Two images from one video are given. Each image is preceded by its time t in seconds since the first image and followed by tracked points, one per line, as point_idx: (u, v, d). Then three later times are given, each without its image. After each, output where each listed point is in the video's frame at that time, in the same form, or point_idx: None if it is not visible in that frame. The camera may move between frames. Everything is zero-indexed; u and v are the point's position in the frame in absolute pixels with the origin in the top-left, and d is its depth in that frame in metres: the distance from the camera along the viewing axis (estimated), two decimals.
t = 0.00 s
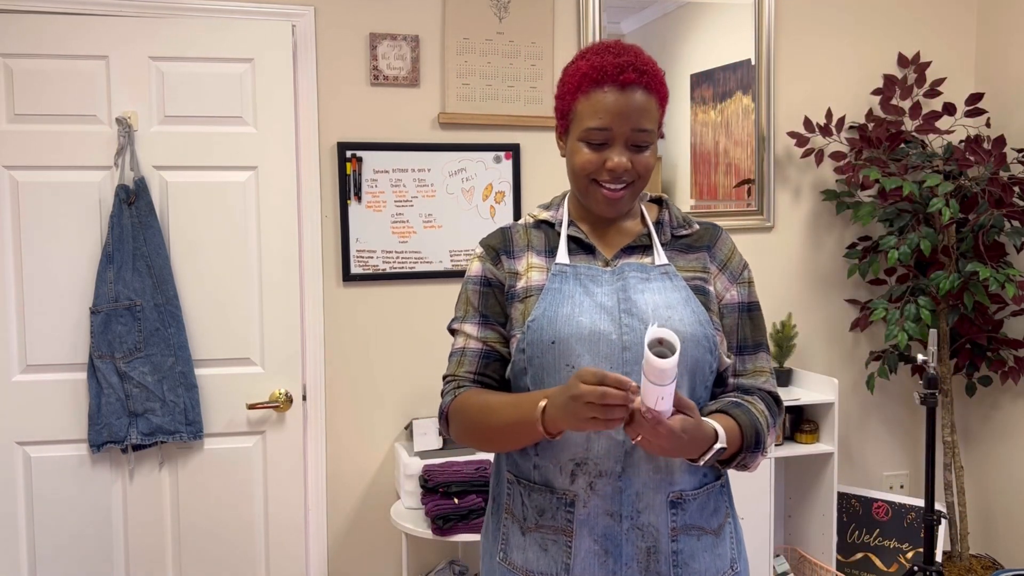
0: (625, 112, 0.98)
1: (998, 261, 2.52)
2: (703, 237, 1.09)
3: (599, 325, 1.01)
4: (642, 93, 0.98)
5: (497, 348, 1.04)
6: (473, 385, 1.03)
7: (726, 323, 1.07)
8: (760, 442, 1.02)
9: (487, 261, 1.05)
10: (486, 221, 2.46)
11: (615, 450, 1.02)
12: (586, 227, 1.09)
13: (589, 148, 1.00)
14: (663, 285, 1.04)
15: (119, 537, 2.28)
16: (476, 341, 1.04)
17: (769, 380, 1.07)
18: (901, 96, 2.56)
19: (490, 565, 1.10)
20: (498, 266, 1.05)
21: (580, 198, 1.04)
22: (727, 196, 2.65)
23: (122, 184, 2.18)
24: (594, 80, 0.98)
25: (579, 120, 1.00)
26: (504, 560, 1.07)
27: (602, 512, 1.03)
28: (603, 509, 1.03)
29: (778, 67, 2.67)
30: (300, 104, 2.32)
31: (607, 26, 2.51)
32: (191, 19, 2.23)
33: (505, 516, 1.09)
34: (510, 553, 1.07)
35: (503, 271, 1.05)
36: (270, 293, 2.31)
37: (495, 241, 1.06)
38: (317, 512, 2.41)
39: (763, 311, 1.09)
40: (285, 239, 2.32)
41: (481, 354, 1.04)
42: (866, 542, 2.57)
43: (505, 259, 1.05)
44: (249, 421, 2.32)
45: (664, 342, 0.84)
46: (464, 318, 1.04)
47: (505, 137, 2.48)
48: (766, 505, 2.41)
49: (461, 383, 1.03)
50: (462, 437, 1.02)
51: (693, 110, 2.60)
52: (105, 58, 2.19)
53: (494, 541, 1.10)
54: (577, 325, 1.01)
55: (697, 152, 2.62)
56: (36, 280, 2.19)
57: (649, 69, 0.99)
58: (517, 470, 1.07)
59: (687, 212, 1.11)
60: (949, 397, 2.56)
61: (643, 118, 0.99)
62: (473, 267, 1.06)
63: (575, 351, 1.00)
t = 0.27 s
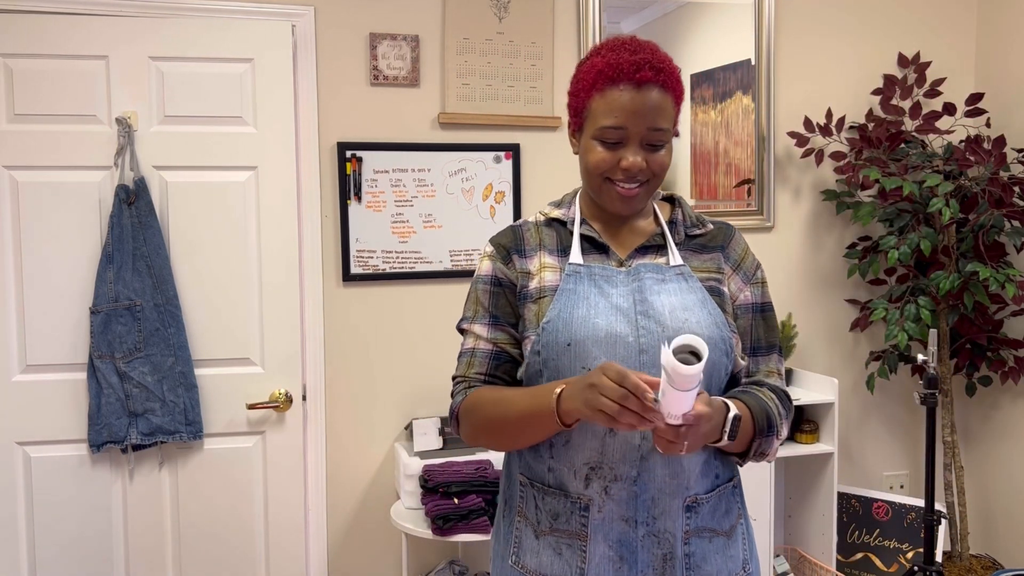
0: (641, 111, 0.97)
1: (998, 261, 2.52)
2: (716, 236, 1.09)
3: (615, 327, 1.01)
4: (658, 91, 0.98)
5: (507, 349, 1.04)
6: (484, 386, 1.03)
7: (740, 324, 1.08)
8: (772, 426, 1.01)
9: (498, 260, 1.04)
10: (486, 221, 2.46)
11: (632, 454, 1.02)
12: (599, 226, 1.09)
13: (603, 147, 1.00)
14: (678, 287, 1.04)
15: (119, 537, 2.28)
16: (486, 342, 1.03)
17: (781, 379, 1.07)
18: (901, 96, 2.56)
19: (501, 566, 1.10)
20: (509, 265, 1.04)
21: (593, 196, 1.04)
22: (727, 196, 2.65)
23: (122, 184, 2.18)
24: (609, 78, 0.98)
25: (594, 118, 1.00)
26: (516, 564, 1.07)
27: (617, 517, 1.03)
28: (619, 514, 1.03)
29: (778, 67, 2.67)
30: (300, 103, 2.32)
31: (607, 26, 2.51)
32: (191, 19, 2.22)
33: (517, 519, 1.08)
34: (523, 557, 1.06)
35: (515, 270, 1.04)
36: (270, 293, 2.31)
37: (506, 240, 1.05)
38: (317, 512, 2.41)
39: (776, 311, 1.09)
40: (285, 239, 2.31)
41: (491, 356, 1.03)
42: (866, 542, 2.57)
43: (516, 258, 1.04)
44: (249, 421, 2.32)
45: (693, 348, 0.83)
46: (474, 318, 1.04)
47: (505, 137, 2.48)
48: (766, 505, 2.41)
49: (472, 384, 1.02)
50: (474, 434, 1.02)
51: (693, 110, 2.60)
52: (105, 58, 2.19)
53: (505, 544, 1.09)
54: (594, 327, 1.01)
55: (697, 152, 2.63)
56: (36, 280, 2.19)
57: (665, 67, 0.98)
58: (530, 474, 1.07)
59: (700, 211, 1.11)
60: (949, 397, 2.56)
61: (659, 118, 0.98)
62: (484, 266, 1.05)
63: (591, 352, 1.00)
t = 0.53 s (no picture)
0: (651, 112, 0.97)
1: (999, 261, 2.51)
2: (726, 238, 1.09)
3: (625, 328, 1.01)
4: (669, 93, 0.98)
5: (515, 349, 1.04)
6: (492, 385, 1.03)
7: (749, 326, 1.08)
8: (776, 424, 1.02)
9: (507, 259, 1.05)
10: (486, 221, 2.46)
11: (641, 455, 1.02)
12: (608, 226, 1.09)
13: (613, 148, 1.00)
14: (689, 288, 1.04)
15: (119, 537, 2.28)
16: (495, 341, 1.03)
17: (790, 381, 1.07)
18: (901, 96, 2.55)
19: (507, 566, 1.10)
20: (518, 264, 1.05)
21: (602, 197, 1.04)
22: (728, 196, 2.65)
23: (122, 184, 2.18)
24: (619, 79, 0.98)
25: (604, 119, 1.00)
26: (523, 565, 1.06)
27: (625, 519, 1.03)
28: (627, 516, 1.03)
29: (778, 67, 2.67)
30: (300, 103, 2.32)
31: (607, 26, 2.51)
32: (191, 19, 2.22)
33: (524, 520, 1.08)
34: (529, 558, 1.06)
35: (523, 269, 1.04)
36: (270, 293, 2.31)
37: (514, 238, 1.06)
38: (317, 512, 2.41)
39: (786, 312, 1.09)
40: (285, 238, 2.31)
41: (500, 355, 1.03)
42: (866, 542, 2.57)
43: (524, 257, 1.05)
44: (249, 421, 2.32)
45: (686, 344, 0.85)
46: (482, 317, 1.04)
47: (506, 137, 2.48)
48: (766, 505, 2.41)
49: (480, 383, 1.02)
50: (479, 434, 1.02)
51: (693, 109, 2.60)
52: (105, 58, 2.19)
53: (512, 545, 1.09)
54: (604, 328, 1.01)
55: (697, 152, 2.63)
56: (36, 280, 2.19)
57: (676, 68, 0.98)
58: (537, 474, 1.07)
59: (710, 213, 1.11)
60: (949, 397, 2.56)
61: (669, 119, 0.98)
62: (492, 264, 1.05)
63: (600, 354, 1.00)
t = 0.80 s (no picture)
0: (656, 113, 0.97)
1: (999, 261, 2.51)
2: (731, 239, 1.09)
3: (629, 328, 1.01)
4: (674, 94, 0.98)
5: (520, 347, 1.04)
6: (497, 381, 1.03)
7: (753, 327, 1.08)
8: (778, 426, 1.01)
9: (512, 256, 1.05)
10: (486, 221, 2.46)
11: (642, 453, 1.02)
12: (612, 226, 1.09)
13: (617, 148, 1.00)
14: (692, 289, 1.04)
15: (119, 536, 2.27)
16: (500, 338, 1.03)
17: (794, 383, 1.07)
18: (901, 96, 2.55)
19: (508, 564, 1.10)
20: (523, 262, 1.04)
21: (606, 197, 1.04)
22: (727, 196, 2.65)
23: (122, 184, 2.18)
24: (624, 79, 0.98)
25: (609, 119, 1.00)
26: (523, 563, 1.07)
27: (626, 518, 1.03)
28: (628, 515, 1.03)
29: (778, 67, 2.67)
30: (300, 103, 2.32)
31: (607, 26, 2.51)
32: (190, 19, 2.22)
33: (525, 518, 1.08)
34: (530, 556, 1.06)
35: (528, 266, 1.04)
36: (270, 293, 2.31)
37: (519, 236, 1.06)
38: (317, 511, 2.41)
39: (790, 314, 1.09)
40: (285, 238, 2.31)
41: (504, 353, 1.04)
42: (866, 542, 2.57)
43: (530, 255, 1.05)
44: (249, 421, 2.32)
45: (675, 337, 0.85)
46: (487, 315, 1.04)
47: (506, 138, 2.48)
48: (766, 505, 2.41)
49: (484, 380, 1.03)
50: (481, 430, 1.02)
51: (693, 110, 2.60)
52: (105, 58, 2.19)
53: (513, 543, 1.09)
54: (607, 328, 1.01)
55: (697, 152, 2.63)
56: (36, 281, 2.18)
57: (682, 69, 0.98)
58: (539, 473, 1.07)
59: (715, 214, 1.10)
60: (949, 397, 2.56)
61: (674, 120, 0.98)
62: (498, 262, 1.05)
63: (604, 354, 1.00)
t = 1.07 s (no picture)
0: (656, 114, 0.97)
1: (999, 261, 2.51)
2: (732, 241, 1.09)
3: (628, 328, 1.01)
4: (675, 95, 0.98)
5: (520, 346, 1.04)
6: (496, 380, 1.03)
7: (753, 329, 1.08)
8: (778, 431, 1.02)
9: (513, 256, 1.05)
10: (486, 221, 2.46)
11: (641, 453, 1.02)
12: (613, 226, 1.09)
13: (617, 148, 1.00)
14: (692, 290, 1.04)
15: (119, 536, 2.27)
16: (500, 337, 1.04)
17: (794, 385, 1.07)
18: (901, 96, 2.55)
19: (507, 564, 1.10)
20: (523, 261, 1.05)
21: (606, 197, 1.04)
22: (728, 196, 2.65)
23: (122, 184, 2.18)
24: (625, 79, 0.98)
25: (610, 119, 1.00)
26: (522, 562, 1.07)
27: (624, 518, 1.02)
28: (626, 515, 1.03)
29: (778, 67, 2.67)
30: (300, 103, 2.32)
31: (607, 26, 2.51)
32: (190, 19, 2.22)
33: (524, 517, 1.08)
34: (529, 555, 1.06)
35: (529, 266, 1.04)
36: (270, 293, 2.31)
37: (520, 235, 1.06)
38: (318, 511, 2.41)
39: (791, 316, 1.09)
40: (285, 238, 2.31)
41: (504, 352, 1.04)
42: (866, 542, 2.57)
43: (530, 254, 1.05)
44: (249, 421, 2.32)
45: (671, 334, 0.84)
46: (487, 313, 1.04)
47: (506, 138, 2.48)
48: (767, 505, 2.41)
49: (483, 378, 1.03)
50: (479, 428, 1.03)
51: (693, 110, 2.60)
52: (105, 58, 2.19)
53: (512, 542, 1.09)
54: (607, 328, 1.00)
55: (697, 152, 2.63)
56: (36, 281, 2.18)
57: (683, 70, 0.98)
58: (538, 472, 1.07)
59: (716, 215, 1.10)
60: (949, 397, 2.56)
61: (675, 121, 0.98)
62: (499, 261, 1.05)
63: (604, 353, 1.00)
